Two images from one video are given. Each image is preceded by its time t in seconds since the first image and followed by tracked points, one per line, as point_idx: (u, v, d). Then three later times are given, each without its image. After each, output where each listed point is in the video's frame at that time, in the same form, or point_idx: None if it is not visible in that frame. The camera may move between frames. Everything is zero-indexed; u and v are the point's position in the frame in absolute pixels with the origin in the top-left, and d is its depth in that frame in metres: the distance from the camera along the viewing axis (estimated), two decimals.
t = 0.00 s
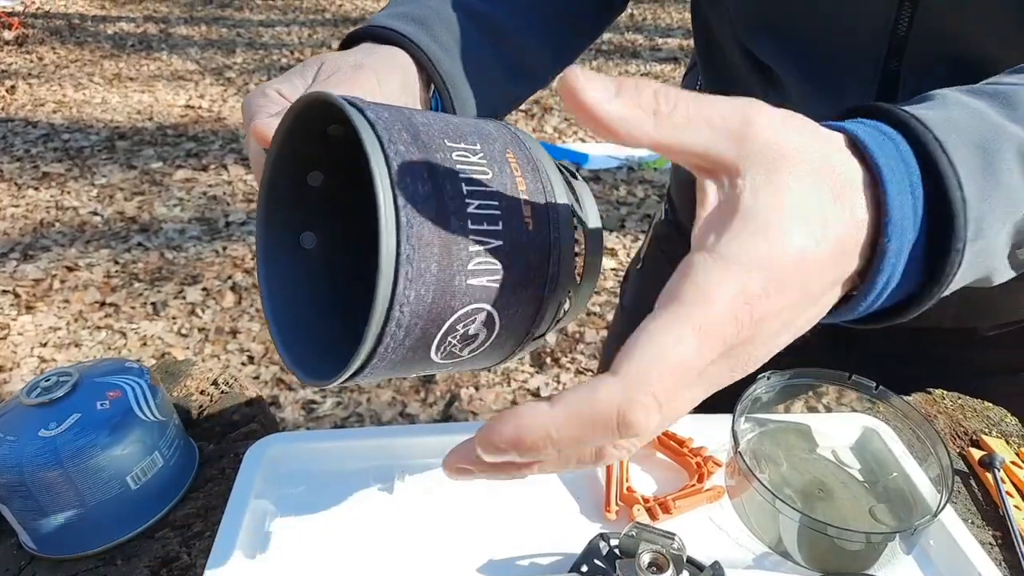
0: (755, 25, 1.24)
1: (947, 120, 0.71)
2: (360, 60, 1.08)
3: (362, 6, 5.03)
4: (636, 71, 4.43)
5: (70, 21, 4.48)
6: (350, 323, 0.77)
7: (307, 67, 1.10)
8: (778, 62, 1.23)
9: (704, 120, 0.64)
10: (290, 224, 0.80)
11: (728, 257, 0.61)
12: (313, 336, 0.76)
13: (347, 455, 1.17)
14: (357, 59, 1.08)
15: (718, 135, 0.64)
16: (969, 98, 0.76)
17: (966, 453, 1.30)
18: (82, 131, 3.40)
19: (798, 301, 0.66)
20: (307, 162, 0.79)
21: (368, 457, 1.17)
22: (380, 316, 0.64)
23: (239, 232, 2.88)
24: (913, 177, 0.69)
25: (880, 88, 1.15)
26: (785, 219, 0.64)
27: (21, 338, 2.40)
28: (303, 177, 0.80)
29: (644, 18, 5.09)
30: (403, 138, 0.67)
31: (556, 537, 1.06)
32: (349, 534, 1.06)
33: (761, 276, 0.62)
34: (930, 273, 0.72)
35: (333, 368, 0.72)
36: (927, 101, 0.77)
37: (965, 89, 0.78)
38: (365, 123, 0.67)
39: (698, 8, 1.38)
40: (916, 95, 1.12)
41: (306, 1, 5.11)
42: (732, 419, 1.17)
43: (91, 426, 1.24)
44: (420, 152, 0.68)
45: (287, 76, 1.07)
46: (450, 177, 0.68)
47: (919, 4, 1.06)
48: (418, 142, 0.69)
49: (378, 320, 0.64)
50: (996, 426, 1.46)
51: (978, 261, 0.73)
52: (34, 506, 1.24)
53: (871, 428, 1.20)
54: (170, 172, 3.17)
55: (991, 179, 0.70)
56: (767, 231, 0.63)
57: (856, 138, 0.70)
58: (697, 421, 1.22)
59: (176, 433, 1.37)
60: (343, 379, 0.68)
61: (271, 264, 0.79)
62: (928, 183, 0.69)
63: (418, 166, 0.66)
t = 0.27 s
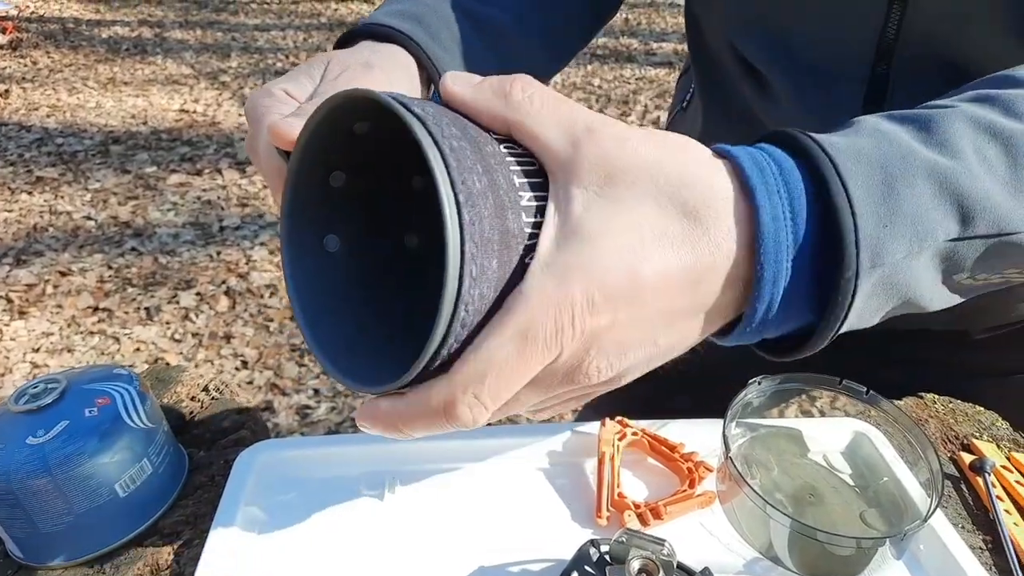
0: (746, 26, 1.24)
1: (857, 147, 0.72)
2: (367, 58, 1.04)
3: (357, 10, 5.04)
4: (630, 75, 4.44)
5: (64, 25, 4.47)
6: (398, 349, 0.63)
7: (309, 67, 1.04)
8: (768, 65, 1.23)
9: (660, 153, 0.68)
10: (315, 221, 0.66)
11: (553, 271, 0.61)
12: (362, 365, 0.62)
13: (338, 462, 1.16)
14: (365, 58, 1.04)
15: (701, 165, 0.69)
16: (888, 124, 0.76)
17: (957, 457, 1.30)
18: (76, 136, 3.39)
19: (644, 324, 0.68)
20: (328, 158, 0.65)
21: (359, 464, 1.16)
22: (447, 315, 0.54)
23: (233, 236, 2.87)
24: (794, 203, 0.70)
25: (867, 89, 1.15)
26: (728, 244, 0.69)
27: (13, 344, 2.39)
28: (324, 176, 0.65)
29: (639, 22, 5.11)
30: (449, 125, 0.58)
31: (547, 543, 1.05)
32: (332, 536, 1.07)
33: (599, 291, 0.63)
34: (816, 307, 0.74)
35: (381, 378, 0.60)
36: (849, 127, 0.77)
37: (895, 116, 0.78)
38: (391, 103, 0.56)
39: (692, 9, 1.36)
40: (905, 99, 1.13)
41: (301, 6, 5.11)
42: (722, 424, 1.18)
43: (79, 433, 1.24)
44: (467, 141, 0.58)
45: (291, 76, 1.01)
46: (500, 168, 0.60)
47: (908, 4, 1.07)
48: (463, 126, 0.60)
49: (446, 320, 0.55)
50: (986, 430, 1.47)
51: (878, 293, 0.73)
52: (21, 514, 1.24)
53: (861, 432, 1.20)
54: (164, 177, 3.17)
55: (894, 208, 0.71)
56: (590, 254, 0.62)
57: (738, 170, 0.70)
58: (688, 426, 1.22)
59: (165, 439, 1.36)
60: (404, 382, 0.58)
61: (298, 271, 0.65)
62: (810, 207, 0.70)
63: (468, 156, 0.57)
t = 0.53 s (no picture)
0: (730, 27, 1.24)
1: (823, 160, 0.72)
2: (349, 69, 1.05)
3: (344, 14, 5.05)
4: (618, 78, 4.47)
5: (49, 29, 4.44)
6: (385, 364, 0.63)
7: (289, 75, 1.05)
8: (751, 68, 1.24)
9: (637, 168, 0.68)
10: (300, 237, 0.66)
11: (541, 288, 0.61)
12: (350, 381, 0.62)
13: (322, 466, 1.16)
14: (345, 68, 1.04)
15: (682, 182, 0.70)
16: (859, 136, 0.76)
17: (938, 456, 1.31)
18: (61, 139, 3.37)
19: (628, 338, 0.68)
20: (314, 171, 0.64)
21: (342, 467, 1.16)
22: (440, 335, 0.55)
23: (219, 240, 2.86)
24: (766, 217, 0.70)
25: (848, 90, 1.15)
26: (706, 258, 0.70)
27: None
28: (309, 190, 0.65)
29: (626, 25, 5.14)
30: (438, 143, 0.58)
31: (529, 545, 1.05)
32: (321, 536, 1.06)
33: (585, 307, 0.63)
34: (789, 316, 0.75)
35: (369, 390, 0.61)
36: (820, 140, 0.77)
37: (865, 125, 0.78)
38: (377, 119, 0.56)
39: (674, 12, 1.37)
40: (883, 102, 1.13)
41: (289, 9, 5.10)
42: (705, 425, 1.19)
43: (57, 438, 1.23)
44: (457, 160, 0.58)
45: (273, 86, 1.01)
46: (493, 186, 0.60)
47: (887, 6, 1.08)
48: (447, 145, 0.60)
49: (438, 339, 0.55)
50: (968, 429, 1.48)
51: (847, 302, 0.73)
52: None
53: (842, 432, 1.21)
54: (150, 180, 3.15)
55: (859, 219, 0.71)
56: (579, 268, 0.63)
57: (713, 185, 0.71)
58: (673, 427, 1.23)
59: (145, 445, 1.35)
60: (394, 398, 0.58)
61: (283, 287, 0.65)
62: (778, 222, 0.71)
63: (458, 173, 0.57)
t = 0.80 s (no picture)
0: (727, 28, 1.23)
1: (896, 176, 0.77)
2: (330, 63, 1.09)
3: (344, 15, 5.06)
4: (618, 78, 4.48)
5: (49, 30, 4.45)
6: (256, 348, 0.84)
7: (269, 63, 1.11)
8: (750, 69, 1.24)
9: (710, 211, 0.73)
10: (238, 232, 0.88)
11: (764, 264, 0.68)
12: (232, 367, 0.82)
13: (322, 464, 1.16)
14: (325, 62, 1.09)
15: (734, 201, 0.75)
16: (920, 146, 0.80)
17: (936, 454, 1.31)
18: (62, 140, 3.38)
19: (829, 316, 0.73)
20: (261, 173, 0.88)
21: (343, 465, 1.15)
22: (307, 343, 0.73)
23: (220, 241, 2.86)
24: (879, 233, 0.75)
25: (842, 93, 1.16)
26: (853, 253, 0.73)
27: None
28: (254, 186, 0.89)
29: (626, 26, 5.16)
30: (345, 176, 0.74)
31: (530, 542, 1.06)
32: (321, 534, 1.07)
33: (771, 286, 0.68)
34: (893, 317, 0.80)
35: (250, 399, 0.79)
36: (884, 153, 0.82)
37: (927, 133, 0.82)
38: (312, 156, 0.74)
39: (665, 11, 1.37)
40: (880, 103, 1.14)
41: (288, 11, 5.11)
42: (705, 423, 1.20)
43: (60, 436, 1.23)
44: (359, 192, 0.75)
45: (250, 71, 1.08)
46: (390, 220, 0.76)
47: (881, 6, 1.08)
48: (364, 174, 0.76)
49: (305, 348, 0.73)
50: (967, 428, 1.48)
51: (945, 297, 0.79)
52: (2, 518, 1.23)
53: (841, 429, 1.22)
54: (150, 181, 3.15)
55: (937, 224, 0.76)
56: (799, 272, 0.68)
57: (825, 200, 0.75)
58: (671, 426, 1.23)
59: (146, 443, 1.36)
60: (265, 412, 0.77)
61: (209, 276, 0.86)
62: (892, 234, 0.75)
63: (358, 207, 0.74)
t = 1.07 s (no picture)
0: (734, 33, 1.26)
1: (909, 151, 0.92)
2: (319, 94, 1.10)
3: (348, 19, 5.09)
4: (621, 80, 4.49)
5: (55, 37, 4.48)
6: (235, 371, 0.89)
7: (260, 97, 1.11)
8: (754, 73, 1.25)
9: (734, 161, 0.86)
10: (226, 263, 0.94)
11: (761, 233, 0.89)
12: (213, 390, 0.87)
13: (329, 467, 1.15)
14: (315, 92, 1.10)
15: (722, 164, 0.88)
16: (940, 122, 0.94)
17: (942, 454, 1.31)
18: (68, 147, 3.40)
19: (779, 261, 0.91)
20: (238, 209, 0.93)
21: (350, 469, 1.15)
22: (257, 374, 0.75)
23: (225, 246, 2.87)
24: (879, 199, 0.91)
25: (857, 98, 1.16)
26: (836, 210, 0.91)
27: (5, 356, 2.38)
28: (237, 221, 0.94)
29: (629, 28, 5.17)
30: (294, 212, 0.77)
31: (535, 545, 1.05)
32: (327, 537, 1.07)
33: (750, 238, 0.90)
34: (893, 259, 0.94)
35: (216, 423, 0.83)
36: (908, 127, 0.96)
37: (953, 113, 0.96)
38: (260, 192, 0.76)
39: (670, 24, 1.42)
40: (884, 106, 1.14)
41: (292, 16, 5.14)
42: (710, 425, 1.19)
43: (69, 443, 1.25)
44: (308, 226, 0.77)
45: (239, 106, 1.08)
46: (341, 252, 0.78)
47: (893, 11, 1.09)
48: (315, 207, 0.78)
49: (255, 378, 0.76)
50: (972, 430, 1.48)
51: (937, 250, 0.94)
52: (13, 524, 1.25)
53: (847, 431, 1.21)
54: (156, 188, 3.17)
55: (938, 193, 0.91)
56: (782, 221, 0.87)
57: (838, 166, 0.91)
58: (677, 428, 1.23)
59: (156, 449, 1.35)
60: (229, 440, 0.81)
61: (196, 302, 0.92)
62: (891, 198, 0.91)
63: (305, 242, 0.76)
